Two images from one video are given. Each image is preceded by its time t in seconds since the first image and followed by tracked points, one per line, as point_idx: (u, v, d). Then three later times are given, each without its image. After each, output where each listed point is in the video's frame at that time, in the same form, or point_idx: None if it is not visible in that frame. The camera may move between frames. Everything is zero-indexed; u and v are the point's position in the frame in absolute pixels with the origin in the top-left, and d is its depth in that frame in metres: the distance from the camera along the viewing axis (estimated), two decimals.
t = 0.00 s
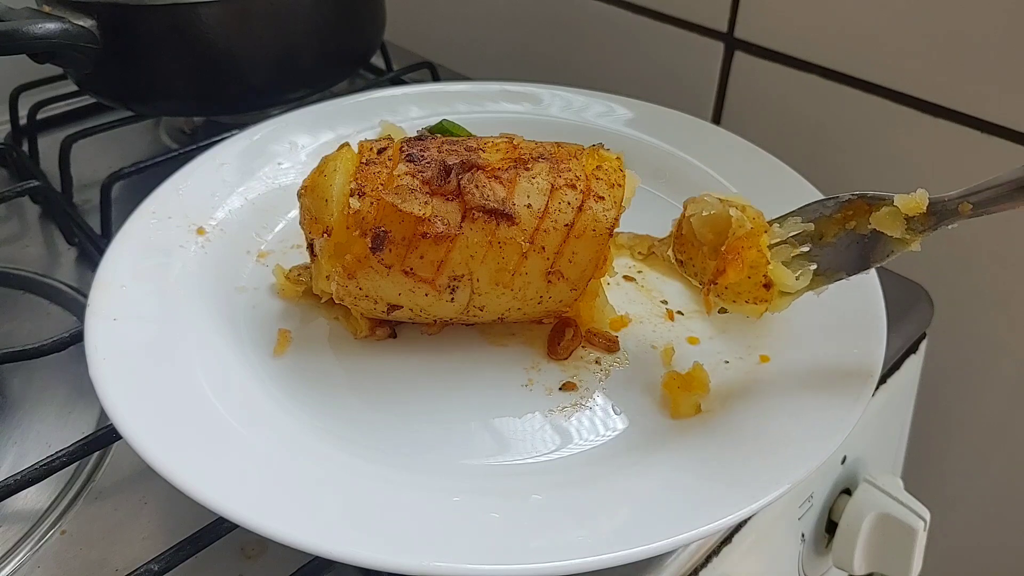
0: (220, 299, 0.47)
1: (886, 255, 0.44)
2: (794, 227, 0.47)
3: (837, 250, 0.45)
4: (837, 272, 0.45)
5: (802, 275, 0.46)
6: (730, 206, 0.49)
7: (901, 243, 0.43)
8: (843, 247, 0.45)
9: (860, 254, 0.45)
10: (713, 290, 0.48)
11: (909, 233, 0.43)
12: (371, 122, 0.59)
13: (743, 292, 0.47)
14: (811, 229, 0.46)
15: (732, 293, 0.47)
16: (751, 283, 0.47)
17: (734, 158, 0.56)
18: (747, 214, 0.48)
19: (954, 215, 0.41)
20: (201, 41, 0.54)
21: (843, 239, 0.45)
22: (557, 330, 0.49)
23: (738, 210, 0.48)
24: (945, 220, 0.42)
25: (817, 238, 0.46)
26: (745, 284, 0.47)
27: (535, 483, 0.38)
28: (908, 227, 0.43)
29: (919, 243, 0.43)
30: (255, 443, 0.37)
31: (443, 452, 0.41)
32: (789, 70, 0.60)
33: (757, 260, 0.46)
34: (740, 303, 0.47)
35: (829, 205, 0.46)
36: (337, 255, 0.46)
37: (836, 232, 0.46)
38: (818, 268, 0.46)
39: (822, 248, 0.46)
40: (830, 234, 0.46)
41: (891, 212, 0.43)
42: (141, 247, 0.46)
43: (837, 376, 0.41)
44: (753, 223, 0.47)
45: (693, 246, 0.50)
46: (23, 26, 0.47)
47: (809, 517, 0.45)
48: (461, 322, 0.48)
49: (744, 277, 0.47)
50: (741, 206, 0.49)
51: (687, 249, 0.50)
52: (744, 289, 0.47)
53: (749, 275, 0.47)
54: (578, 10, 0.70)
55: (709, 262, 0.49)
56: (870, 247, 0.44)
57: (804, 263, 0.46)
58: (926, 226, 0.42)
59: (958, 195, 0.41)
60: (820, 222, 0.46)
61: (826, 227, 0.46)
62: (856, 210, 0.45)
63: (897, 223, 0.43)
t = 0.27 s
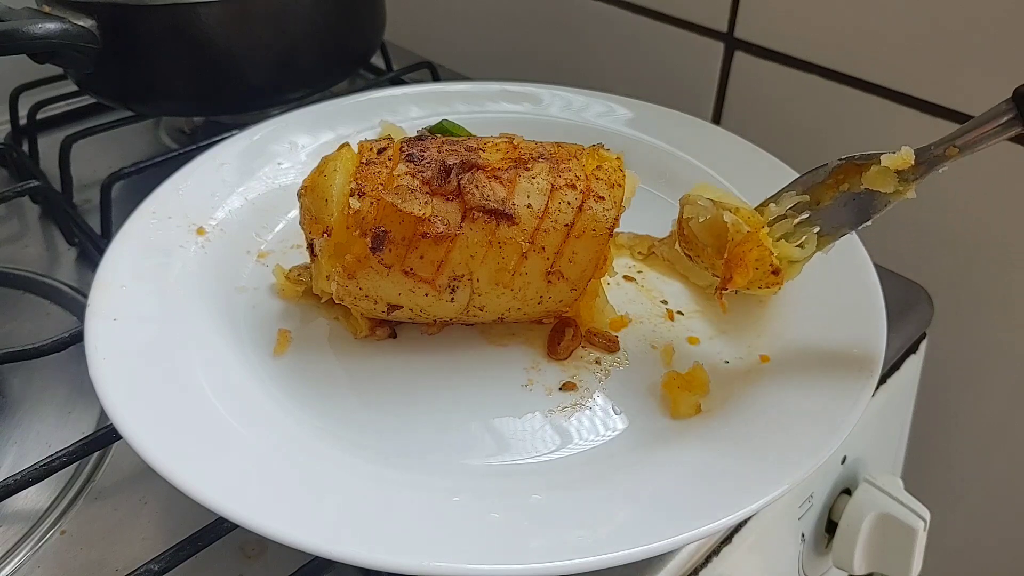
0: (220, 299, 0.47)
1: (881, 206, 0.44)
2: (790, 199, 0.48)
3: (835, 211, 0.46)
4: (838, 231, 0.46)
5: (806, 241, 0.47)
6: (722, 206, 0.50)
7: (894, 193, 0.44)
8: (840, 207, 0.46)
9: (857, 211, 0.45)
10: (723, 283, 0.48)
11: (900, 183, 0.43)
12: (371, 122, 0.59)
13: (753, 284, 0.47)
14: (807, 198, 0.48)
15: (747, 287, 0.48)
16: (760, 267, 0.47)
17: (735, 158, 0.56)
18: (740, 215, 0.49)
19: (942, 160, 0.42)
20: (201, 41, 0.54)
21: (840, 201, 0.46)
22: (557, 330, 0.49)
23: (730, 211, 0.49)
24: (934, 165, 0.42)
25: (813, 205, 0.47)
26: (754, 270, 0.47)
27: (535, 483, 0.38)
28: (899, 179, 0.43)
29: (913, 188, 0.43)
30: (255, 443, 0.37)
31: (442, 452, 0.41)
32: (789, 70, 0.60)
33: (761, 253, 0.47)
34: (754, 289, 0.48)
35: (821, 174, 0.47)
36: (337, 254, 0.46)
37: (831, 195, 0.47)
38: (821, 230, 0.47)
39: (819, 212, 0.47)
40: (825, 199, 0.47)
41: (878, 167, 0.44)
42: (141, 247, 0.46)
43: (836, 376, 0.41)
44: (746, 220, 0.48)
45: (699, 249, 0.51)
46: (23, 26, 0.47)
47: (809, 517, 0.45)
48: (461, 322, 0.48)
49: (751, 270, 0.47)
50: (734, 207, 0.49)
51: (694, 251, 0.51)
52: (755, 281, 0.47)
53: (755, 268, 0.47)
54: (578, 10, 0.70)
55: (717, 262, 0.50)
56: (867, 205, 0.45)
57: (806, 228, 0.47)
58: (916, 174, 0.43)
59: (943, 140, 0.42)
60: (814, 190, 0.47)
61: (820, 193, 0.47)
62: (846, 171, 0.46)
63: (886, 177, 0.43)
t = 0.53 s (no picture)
0: (220, 299, 0.47)
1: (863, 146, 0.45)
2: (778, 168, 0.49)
3: (822, 163, 0.47)
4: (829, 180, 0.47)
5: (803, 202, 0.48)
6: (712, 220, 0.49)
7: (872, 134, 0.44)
8: (825, 158, 0.47)
9: (840, 159, 0.46)
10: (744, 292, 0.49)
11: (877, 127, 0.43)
12: (371, 121, 0.59)
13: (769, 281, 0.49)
14: (790, 160, 0.48)
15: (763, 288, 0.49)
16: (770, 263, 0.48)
17: (735, 158, 0.56)
18: (734, 231, 0.49)
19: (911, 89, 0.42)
20: (201, 41, 0.54)
21: (823, 153, 0.47)
22: (557, 330, 0.49)
23: (722, 228, 0.49)
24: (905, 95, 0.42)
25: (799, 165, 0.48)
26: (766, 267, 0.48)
27: (535, 483, 0.38)
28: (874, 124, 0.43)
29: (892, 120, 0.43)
30: (255, 443, 0.37)
31: (443, 452, 0.41)
32: (789, 70, 0.60)
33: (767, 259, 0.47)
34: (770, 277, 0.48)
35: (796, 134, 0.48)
36: (337, 254, 0.46)
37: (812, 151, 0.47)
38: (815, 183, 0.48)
39: (807, 168, 0.48)
40: (808, 155, 0.47)
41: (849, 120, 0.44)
42: (141, 247, 0.46)
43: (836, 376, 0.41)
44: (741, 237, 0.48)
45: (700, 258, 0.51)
46: (23, 26, 0.47)
47: (809, 517, 0.45)
48: (461, 322, 0.48)
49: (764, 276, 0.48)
50: (724, 221, 0.49)
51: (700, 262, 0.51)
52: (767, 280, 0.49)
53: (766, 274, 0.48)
54: (578, 10, 0.70)
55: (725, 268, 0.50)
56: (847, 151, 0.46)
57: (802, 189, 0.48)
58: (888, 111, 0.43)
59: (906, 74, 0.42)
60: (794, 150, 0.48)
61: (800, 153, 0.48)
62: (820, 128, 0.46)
63: (863, 125, 0.44)
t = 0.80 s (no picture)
0: (220, 299, 0.47)
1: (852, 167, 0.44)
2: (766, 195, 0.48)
3: (814, 187, 0.45)
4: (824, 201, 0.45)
5: (800, 224, 0.46)
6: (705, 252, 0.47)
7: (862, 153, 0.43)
8: (816, 182, 0.45)
9: (834, 179, 0.45)
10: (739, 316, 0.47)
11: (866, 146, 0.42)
12: (371, 122, 0.59)
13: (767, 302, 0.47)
14: (778, 188, 0.47)
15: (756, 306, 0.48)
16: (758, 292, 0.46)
17: (735, 158, 0.56)
18: (726, 266, 0.47)
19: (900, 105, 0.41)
20: (201, 41, 0.54)
21: (815, 175, 0.45)
22: (556, 330, 0.49)
23: (715, 262, 0.47)
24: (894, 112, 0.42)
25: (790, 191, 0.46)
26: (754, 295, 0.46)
27: (535, 483, 0.38)
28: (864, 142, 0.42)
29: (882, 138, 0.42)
30: (254, 443, 0.37)
31: (443, 452, 0.41)
32: (789, 70, 0.60)
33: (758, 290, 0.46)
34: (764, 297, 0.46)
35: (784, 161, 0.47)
36: (337, 255, 0.46)
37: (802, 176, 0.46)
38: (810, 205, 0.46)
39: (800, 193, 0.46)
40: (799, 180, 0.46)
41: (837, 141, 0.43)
42: (141, 247, 0.46)
43: (836, 376, 0.41)
44: (733, 272, 0.46)
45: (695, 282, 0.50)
46: (23, 26, 0.47)
47: (809, 517, 0.45)
48: (461, 322, 0.48)
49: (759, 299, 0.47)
50: (717, 255, 0.47)
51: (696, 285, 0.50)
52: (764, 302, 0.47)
53: (762, 295, 0.46)
54: (578, 10, 0.70)
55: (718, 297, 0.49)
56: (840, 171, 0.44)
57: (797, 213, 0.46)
58: (878, 129, 0.42)
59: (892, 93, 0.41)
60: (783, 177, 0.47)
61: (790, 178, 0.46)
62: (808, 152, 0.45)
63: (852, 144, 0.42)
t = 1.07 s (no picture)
0: (220, 299, 0.47)
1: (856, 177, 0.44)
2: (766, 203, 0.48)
3: (815, 196, 0.46)
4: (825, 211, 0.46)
5: (799, 235, 0.46)
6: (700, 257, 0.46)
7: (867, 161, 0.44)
8: (817, 192, 0.46)
9: (837, 189, 0.45)
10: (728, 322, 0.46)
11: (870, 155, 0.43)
12: (371, 122, 0.59)
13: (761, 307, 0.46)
14: (779, 196, 0.47)
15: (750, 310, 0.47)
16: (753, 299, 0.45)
17: (735, 158, 0.56)
18: (721, 267, 0.46)
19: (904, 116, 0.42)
20: (201, 41, 0.54)
21: (816, 184, 0.46)
22: (557, 330, 0.49)
23: (711, 263, 0.46)
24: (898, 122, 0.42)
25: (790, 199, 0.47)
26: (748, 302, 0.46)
27: (534, 483, 0.38)
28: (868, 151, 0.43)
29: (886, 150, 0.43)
30: (254, 443, 0.37)
31: (443, 452, 0.41)
32: (789, 70, 0.60)
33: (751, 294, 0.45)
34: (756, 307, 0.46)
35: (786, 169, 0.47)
36: (337, 255, 0.46)
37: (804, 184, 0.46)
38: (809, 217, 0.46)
39: (800, 202, 0.46)
40: (800, 189, 0.46)
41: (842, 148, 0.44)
42: (141, 247, 0.46)
43: (836, 376, 0.41)
44: (728, 274, 0.46)
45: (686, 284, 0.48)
46: (23, 26, 0.47)
47: (810, 517, 0.45)
48: (461, 322, 0.48)
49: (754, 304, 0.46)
50: (713, 256, 0.46)
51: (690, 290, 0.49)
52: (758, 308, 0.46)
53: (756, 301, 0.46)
54: (578, 10, 0.70)
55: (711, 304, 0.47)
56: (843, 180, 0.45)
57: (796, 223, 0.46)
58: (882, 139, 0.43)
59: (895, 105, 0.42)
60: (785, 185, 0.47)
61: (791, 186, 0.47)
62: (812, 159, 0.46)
63: (856, 152, 0.43)
